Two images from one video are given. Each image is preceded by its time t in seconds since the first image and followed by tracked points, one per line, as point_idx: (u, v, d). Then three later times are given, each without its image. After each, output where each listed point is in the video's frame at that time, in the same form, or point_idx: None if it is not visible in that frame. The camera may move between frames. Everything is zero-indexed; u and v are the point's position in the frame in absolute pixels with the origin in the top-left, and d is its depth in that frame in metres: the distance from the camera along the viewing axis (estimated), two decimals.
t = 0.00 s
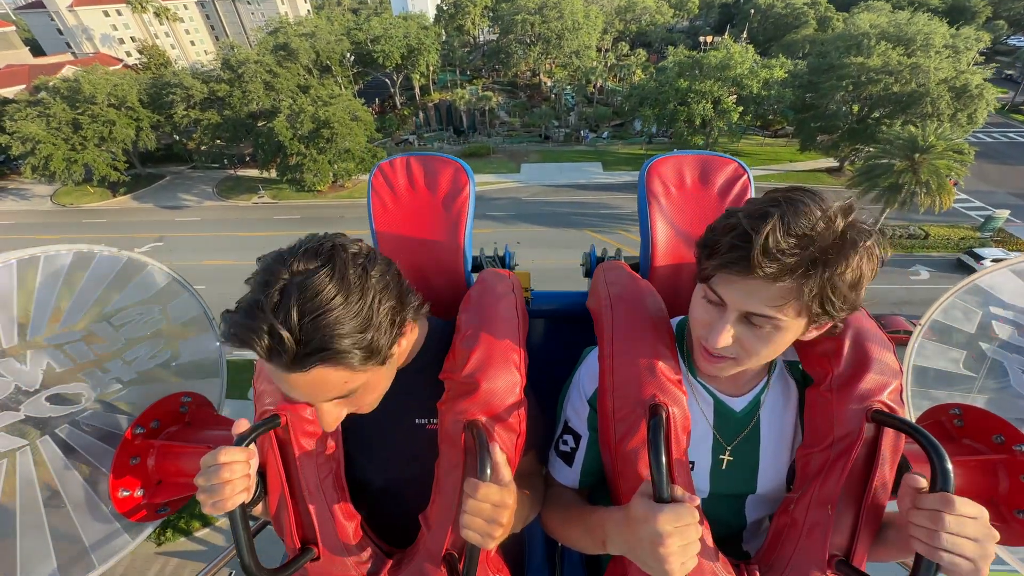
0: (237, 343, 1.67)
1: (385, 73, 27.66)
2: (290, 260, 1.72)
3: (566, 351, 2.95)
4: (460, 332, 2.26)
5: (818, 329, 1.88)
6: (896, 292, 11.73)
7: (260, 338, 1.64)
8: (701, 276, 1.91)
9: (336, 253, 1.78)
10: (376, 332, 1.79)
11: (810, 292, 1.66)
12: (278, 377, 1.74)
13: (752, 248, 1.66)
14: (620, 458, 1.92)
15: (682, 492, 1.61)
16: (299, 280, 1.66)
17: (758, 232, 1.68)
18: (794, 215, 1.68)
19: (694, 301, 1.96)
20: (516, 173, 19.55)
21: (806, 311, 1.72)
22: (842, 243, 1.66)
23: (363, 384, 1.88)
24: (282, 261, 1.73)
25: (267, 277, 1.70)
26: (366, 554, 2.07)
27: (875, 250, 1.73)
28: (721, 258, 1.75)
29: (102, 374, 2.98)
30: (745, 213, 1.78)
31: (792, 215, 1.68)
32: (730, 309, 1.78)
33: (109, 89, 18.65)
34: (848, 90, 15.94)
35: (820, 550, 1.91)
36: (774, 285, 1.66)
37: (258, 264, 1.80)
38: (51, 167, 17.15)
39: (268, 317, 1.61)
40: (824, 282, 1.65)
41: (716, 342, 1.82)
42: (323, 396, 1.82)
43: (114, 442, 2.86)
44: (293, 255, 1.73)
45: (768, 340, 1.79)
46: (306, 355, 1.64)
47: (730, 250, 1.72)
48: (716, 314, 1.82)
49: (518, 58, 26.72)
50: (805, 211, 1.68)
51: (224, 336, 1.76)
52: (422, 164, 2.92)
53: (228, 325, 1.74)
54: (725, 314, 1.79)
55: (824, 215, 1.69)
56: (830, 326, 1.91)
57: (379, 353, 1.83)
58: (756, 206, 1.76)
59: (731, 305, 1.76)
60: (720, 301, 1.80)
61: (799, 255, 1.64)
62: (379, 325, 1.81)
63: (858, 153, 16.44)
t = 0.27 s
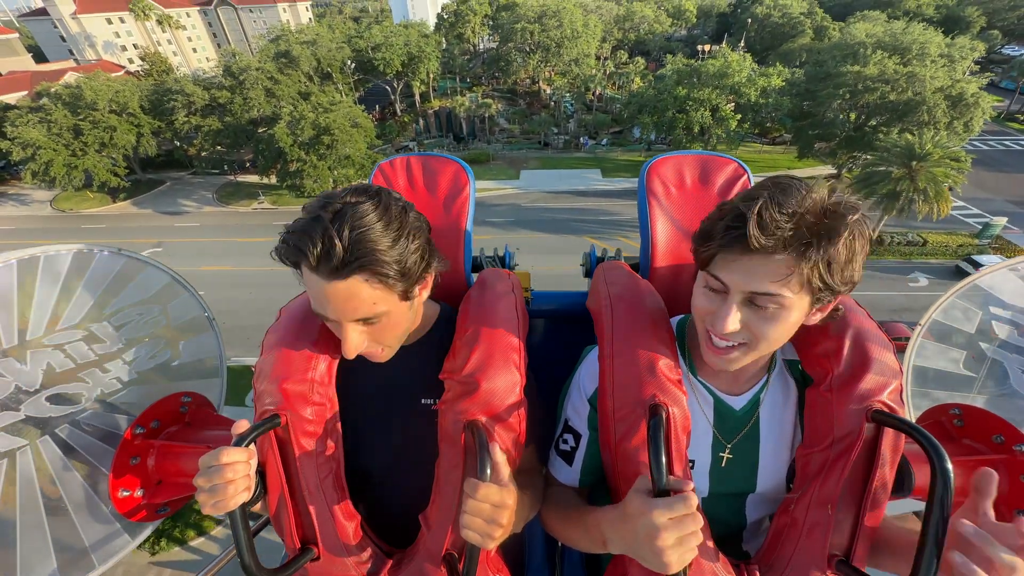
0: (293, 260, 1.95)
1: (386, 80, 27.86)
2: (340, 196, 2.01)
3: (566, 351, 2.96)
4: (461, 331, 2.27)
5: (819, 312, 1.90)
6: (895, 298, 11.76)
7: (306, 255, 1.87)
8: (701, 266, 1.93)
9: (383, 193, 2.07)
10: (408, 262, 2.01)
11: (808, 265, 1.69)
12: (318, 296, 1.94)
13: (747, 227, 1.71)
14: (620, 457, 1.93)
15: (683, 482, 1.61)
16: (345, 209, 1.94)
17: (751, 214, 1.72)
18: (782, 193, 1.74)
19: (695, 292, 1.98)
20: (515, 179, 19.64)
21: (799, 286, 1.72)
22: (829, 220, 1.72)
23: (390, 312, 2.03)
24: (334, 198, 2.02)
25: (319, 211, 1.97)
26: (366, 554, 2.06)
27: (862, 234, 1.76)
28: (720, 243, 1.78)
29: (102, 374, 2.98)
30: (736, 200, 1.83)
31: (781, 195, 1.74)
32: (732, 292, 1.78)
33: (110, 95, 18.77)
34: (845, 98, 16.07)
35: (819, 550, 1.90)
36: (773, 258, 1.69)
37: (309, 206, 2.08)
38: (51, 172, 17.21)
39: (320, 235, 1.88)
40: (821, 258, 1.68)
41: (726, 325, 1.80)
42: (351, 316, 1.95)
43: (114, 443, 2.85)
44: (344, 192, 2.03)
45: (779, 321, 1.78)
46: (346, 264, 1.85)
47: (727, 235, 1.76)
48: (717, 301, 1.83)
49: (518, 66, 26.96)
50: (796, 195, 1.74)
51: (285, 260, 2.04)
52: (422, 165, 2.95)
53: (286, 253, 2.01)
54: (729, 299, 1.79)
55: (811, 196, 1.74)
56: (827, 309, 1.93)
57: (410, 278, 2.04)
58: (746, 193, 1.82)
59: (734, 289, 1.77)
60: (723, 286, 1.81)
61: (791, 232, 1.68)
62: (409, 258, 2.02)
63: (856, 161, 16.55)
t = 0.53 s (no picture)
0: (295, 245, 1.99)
1: (383, 86, 27.96)
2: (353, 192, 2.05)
3: (566, 351, 2.97)
4: (462, 331, 2.28)
5: (815, 311, 1.91)
6: (891, 302, 11.83)
7: (307, 243, 1.92)
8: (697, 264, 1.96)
9: (397, 195, 2.09)
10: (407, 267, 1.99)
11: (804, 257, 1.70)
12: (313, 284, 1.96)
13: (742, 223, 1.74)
14: (621, 457, 1.93)
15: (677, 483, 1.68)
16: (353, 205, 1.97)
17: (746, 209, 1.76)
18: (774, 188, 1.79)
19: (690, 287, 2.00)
20: (513, 184, 19.70)
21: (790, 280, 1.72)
22: (824, 216, 1.74)
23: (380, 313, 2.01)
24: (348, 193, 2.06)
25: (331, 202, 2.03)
26: (366, 554, 2.05)
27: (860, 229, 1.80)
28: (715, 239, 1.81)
29: (102, 374, 2.97)
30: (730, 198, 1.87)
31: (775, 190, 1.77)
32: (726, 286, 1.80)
33: (107, 100, 18.76)
34: (839, 104, 16.21)
35: (820, 550, 1.91)
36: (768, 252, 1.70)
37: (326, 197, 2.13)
38: (46, 177, 17.15)
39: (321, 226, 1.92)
40: (814, 252, 1.70)
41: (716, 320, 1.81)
42: (339, 309, 1.95)
43: (114, 443, 2.84)
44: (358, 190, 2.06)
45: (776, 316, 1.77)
46: (340, 258, 1.86)
47: (721, 231, 1.79)
48: (712, 297, 1.85)
49: (515, 72, 27.13)
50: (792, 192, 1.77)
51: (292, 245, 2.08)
52: (422, 165, 2.96)
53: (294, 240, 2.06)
54: (722, 294, 1.81)
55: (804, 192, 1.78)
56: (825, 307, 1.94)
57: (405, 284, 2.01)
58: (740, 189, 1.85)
59: (726, 283, 1.78)
60: (716, 281, 1.82)
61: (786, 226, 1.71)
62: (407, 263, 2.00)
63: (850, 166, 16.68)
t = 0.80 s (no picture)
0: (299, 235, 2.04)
1: (382, 89, 28.04)
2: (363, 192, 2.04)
3: (566, 351, 2.98)
4: (462, 331, 2.29)
5: (820, 321, 1.92)
6: (890, 306, 11.86)
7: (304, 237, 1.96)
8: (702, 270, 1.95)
9: (405, 207, 2.05)
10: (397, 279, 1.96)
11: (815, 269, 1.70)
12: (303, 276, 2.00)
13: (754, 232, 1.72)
14: (620, 458, 1.94)
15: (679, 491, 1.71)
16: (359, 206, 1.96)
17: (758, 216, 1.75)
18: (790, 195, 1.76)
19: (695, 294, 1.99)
20: (512, 188, 19.76)
21: (801, 292, 1.73)
22: (840, 228, 1.72)
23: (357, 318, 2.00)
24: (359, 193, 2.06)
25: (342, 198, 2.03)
26: (366, 554, 2.05)
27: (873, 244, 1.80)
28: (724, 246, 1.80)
29: (102, 374, 2.96)
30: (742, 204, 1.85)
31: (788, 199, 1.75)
32: (731, 295, 1.80)
33: (105, 103, 18.78)
34: (836, 108, 16.28)
35: (819, 550, 1.91)
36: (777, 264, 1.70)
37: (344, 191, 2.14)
38: (44, 179, 17.14)
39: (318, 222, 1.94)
40: (826, 264, 1.70)
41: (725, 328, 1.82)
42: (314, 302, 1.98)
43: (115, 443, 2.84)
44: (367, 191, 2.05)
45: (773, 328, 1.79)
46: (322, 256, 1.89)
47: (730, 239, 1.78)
48: (718, 304, 1.85)
49: (514, 76, 27.25)
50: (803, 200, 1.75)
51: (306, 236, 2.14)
52: (422, 165, 2.98)
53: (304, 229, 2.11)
54: (729, 302, 1.81)
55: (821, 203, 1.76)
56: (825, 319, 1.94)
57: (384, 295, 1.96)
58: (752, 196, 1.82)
59: (736, 291, 1.78)
60: (723, 289, 1.83)
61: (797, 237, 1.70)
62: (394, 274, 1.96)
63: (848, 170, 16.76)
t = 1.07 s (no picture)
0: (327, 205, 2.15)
1: (386, 92, 28.17)
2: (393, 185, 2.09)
3: (566, 352, 2.99)
4: (461, 332, 2.30)
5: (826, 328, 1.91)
6: (895, 308, 11.80)
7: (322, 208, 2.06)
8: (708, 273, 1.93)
9: (430, 225, 2.06)
10: (386, 274, 1.96)
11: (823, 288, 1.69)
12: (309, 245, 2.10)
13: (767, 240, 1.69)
14: (621, 459, 1.93)
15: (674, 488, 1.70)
16: (380, 196, 2.02)
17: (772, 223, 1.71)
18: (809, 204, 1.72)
19: (700, 299, 1.96)
20: (514, 190, 19.79)
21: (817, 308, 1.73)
22: (856, 247, 1.70)
23: (329, 297, 2.03)
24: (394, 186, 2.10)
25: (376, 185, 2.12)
26: (366, 554, 2.06)
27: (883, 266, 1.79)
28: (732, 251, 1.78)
29: (103, 374, 2.99)
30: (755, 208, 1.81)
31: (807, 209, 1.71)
32: (739, 304, 1.78)
33: (111, 107, 18.93)
34: (840, 109, 16.24)
35: (820, 550, 1.90)
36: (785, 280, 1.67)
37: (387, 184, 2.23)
38: (50, 183, 17.28)
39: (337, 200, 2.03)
40: (838, 275, 1.69)
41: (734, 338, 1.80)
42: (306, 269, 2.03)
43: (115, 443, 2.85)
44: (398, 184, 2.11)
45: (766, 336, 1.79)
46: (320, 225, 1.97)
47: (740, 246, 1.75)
48: (723, 311, 1.84)
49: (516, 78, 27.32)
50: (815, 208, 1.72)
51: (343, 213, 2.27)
52: (422, 165, 2.99)
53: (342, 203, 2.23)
54: (739, 310, 1.78)
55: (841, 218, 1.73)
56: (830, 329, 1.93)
57: (358, 281, 1.96)
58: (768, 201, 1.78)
59: (745, 301, 1.75)
60: (729, 296, 1.80)
61: (811, 250, 1.67)
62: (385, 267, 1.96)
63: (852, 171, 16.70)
